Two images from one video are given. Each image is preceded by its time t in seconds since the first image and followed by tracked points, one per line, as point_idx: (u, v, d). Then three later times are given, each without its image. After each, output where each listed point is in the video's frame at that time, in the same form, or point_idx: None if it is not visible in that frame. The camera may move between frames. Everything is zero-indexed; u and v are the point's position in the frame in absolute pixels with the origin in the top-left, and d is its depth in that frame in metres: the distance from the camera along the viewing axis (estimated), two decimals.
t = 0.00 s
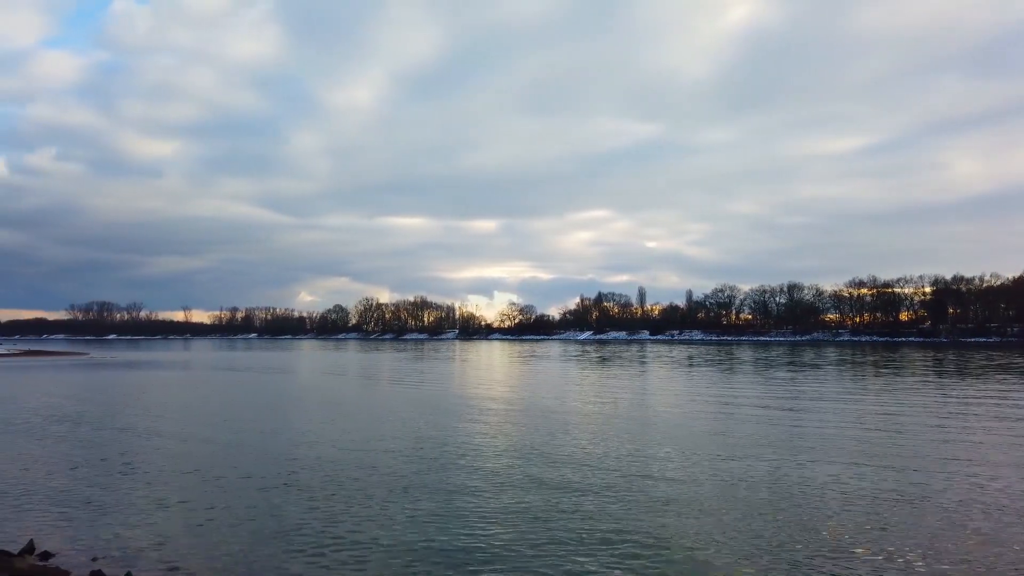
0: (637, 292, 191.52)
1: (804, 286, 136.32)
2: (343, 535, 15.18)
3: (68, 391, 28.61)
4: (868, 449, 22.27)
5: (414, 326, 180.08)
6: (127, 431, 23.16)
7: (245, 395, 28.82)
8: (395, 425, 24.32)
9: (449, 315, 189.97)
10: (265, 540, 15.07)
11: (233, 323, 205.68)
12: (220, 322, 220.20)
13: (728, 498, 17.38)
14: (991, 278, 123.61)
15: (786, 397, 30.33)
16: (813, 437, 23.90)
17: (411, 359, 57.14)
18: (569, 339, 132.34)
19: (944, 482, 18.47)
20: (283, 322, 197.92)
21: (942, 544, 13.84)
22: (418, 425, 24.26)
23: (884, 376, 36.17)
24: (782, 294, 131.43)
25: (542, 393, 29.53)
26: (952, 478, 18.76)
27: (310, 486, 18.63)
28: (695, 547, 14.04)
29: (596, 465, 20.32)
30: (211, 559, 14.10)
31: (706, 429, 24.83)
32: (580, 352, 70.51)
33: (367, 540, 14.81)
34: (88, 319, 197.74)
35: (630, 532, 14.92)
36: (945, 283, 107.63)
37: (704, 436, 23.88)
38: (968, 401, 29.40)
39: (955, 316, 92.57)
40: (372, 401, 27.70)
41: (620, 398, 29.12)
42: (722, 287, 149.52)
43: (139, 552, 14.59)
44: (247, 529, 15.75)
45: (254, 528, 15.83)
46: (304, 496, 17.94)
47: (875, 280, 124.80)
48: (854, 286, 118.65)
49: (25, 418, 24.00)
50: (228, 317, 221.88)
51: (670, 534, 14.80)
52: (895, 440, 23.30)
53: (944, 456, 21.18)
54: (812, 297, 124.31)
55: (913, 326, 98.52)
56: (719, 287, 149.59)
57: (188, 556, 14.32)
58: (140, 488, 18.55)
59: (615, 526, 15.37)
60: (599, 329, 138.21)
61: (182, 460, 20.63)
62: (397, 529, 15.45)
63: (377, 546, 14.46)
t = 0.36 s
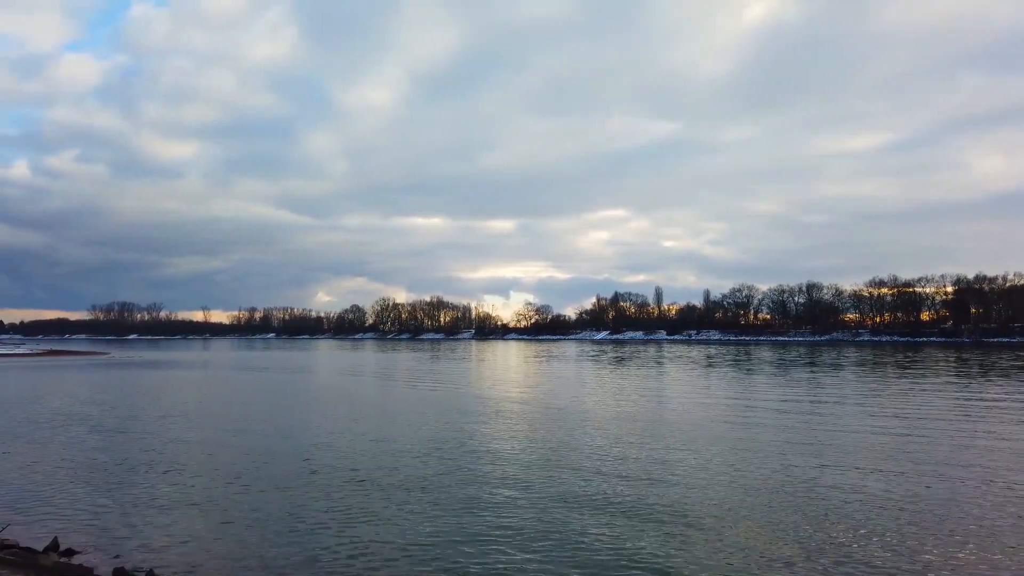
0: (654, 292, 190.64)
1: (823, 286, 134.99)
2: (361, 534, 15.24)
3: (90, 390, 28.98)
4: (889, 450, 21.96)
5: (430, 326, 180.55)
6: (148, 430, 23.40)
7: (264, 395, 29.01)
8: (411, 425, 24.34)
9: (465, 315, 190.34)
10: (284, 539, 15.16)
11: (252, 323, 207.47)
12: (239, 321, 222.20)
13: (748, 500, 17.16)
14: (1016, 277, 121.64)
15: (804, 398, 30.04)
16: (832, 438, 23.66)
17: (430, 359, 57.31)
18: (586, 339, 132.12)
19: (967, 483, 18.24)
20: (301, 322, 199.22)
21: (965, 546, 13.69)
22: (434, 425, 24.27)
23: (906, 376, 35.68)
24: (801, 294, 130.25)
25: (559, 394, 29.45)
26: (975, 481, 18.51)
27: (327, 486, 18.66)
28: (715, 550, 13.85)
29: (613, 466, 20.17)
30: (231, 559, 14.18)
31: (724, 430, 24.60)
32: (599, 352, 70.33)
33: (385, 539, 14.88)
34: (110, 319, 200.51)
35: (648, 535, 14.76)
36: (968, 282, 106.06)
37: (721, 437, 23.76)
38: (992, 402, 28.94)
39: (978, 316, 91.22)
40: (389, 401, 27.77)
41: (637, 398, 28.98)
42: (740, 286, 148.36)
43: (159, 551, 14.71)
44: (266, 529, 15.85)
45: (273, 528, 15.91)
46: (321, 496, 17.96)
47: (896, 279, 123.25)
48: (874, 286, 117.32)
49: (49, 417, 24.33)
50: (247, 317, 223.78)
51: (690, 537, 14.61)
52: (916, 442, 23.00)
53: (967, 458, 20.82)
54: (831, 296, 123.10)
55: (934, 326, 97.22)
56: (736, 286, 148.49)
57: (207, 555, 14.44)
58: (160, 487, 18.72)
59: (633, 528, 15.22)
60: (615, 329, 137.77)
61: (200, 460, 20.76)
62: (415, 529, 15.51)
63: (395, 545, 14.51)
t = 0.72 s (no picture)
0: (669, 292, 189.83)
1: (842, 285, 133.58)
2: (377, 534, 15.25)
3: (111, 389, 29.36)
4: (909, 451, 21.68)
5: (446, 326, 181.05)
6: (167, 428, 23.63)
7: (281, 394, 29.24)
8: (427, 425, 24.34)
9: (481, 316, 190.57)
10: (301, 538, 15.21)
11: (270, 323, 209.13)
12: (257, 321, 224.22)
13: (765, 502, 17.00)
14: None
15: (824, 398, 29.70)
16: (851, 439, 23.41)
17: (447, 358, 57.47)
18: (601, 339, 131.88)
19: (990, 485, 17.96)
20: (317, 322, 200.41)
21: (987, 549, 13.49)
22: (450, 425, 24.29)
23: (929, 377, 35.15)
24: (820, 294, 128.99)
25: (575, 393, 29.42)
26: (998, 483, 18.22)
27: (343, 486, 18.71)
28: (732, 552, 13.71)
29: (630, 467, 20.08)
30: (248, 557, 14.23)
31: (741, 431, 24.42)
32: (618, 351, 70.27)
33: (401, 539, 14.89)
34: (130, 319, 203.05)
35: (664, 537, 14.65)
36: (991, 281, 104.54)
37: (739, 437, 23.57)
38: (1017, 403, 28.42)
39: (1002, 316, 89.82)
40: (405, 401, 27.84)
41: (653, 398, 28.88)
42: (757, 286, 147.21)
43: (177, 549, 14.80)
44: (284, 528, 15.91)
45: (290, 527, 15.97)
46: (337, 495, 18.03)
47: (917, 279, 121.65)
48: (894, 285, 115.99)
49: (71, 415, 24.67)
50: (264, 318, 225.62)
51: (707, 539, 14.47)
52: (938, 443, 22.67)
53: (991, 460, 20.46)
54: (850, 296, 121.81)
55: (956, 326, 95.86)
56: (754, 287, 147.36)
57: (225, 553, 14.51)
58: (180, 485, 18.89)
59: (649, 529, 15.12)
60: (630, 330, 137.26)
61: (219, 459, 20.92)
62: (431, 529, 15.52)
63: (411, 545, 14.53)
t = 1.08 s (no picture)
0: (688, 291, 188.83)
1: (863, 285, 132.18)
2: (398, 533, 15.34)
3: (135, 389, 29.73)
4: (933, 453, 21.41)
5: (464, 326, 181.48)
6: (190, 427, 23.90)
7: (302, 394, 29.43)
8: (445, 424, 24.39)
9: (498, 316, 190.77)
10: (322, 537, 15.33)
11: (289, 323, 210.89)
12: (277, 322, 226.20)
13: (786, 503, 16.86)
14: None
15: (845, 399, 29.43)
16: (872, 439, 23.21)
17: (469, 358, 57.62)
18: (619, 339, 131.61)
19: (1014, 487, 17.73)
20: (335, 322, 201.72)
21: (1010, 550, 13.36)
22: (469, 425, 24.32)
23: (954, 377, 34.67)
24: (841, 293, 127.73)
25: (594, 394, 29.36)
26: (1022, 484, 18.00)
27: (363, 485, 18.79)
28: (752, 552, 13.63)
29: (648, 467, 20.10)
30: (270, 556, 14.35)
31: (762, 432, 24.23)
32: (640, 352, 70.07)
33: (421, 538, 14.98)
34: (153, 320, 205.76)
35: (683, 538, 14.57)
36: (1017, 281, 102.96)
37: (759, 438, 23.44)
38: None
39: None
40: (424, 401, 27.90)
41: (673, 399, 28.74)
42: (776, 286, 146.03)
43: (201, 547, 14.97)
44: (305, 527, 16.04)
45: (312, 525, 16.10)
46: (357, 495, 18.11)
47: (941, 279, 120.08)
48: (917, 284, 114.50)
49: (95, 414, 25.01)
50: (284, 318, 227.56)
51: (727, 540, 14.39)
52: (962, 444, 22.38)
53: (1018, 462, 20.12)
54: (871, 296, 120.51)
55: (981, 326, 94.50)
56: (773, 287, 146.22)
57: (248, 551, 14.65)
58: (203, 483, 19.09)
59: (669, 530, 15.05)
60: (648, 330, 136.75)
61: (240, 458, 21.11)
62: (450, 528, 15.60)
63: (430, 544, 14.60)
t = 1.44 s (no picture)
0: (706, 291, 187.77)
1: (885, 285, 130.68)
2: (418, 533, 15.41)
3: (157, 388, 30.10)
4: (955, 455, 21.12)
5: (481, 326, 181.90)
6: (211, 427, 24.13)
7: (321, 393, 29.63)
8: (463, 424, 24.45)
9: (515, 316, 191.19)
10: (342, 537, 15.39)
11: (309, 323, 212.60)
12: (297, 322, 228.08)
13: (807, 505, 16.70)
14: None
15: (867, 400, 29.08)
16: (894, 441, 22.94)
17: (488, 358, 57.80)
18: (638, 339, 131.26)
19: None
20: (354, 322, 202.84)
21: None
22: (487, 425, 24.36)
23: (979, 378, 34.14)
24: (863, 293, 126.40)
25: (612, 394, 29.29)
26: None
27: (382, 485, 18.88)
28: (773, 555, 13.48)
29: (665, 468, 20.02)
30: (293, 555, 14.45)
31: (781, 433, 24.04)
32: (661, 352, 69.87)
33: (441, 538, 15.03)
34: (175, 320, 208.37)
35: (703, 539, 14.48)
36: None
37: (778, 439, 23.23)
38: None
39: None
40: (443, 400, 27.98)
41: (692, 399, 28.60)
42: (797, 286, 144.76)
43: (223, 546, 15.08)
44: (326, 526, 16.11)
45: (332, 524, 16.20)
46: (376, 494, 18.20)
47: (965, 279, 118.53)
48: (940, 284, 113.03)
49: (119, 413, 25.34)
50: (305, 318, 229.61)
51: (747, 542, 14.25)
52: (987, 446, 22.05)
53: None
54: (894, 295, 119.10)
55: (1007, 326, 93.08)
56: (793, 287, 144.97)
57: (271, 550, 14.75)
58: (225, 482, 19.27)
59: (688, 532, 14.97)
60: (666, 330, 136.14)
61: (260, 457, 21.30)
62: (469, 528, 15.62)
63: (452, 544, 14.65)
